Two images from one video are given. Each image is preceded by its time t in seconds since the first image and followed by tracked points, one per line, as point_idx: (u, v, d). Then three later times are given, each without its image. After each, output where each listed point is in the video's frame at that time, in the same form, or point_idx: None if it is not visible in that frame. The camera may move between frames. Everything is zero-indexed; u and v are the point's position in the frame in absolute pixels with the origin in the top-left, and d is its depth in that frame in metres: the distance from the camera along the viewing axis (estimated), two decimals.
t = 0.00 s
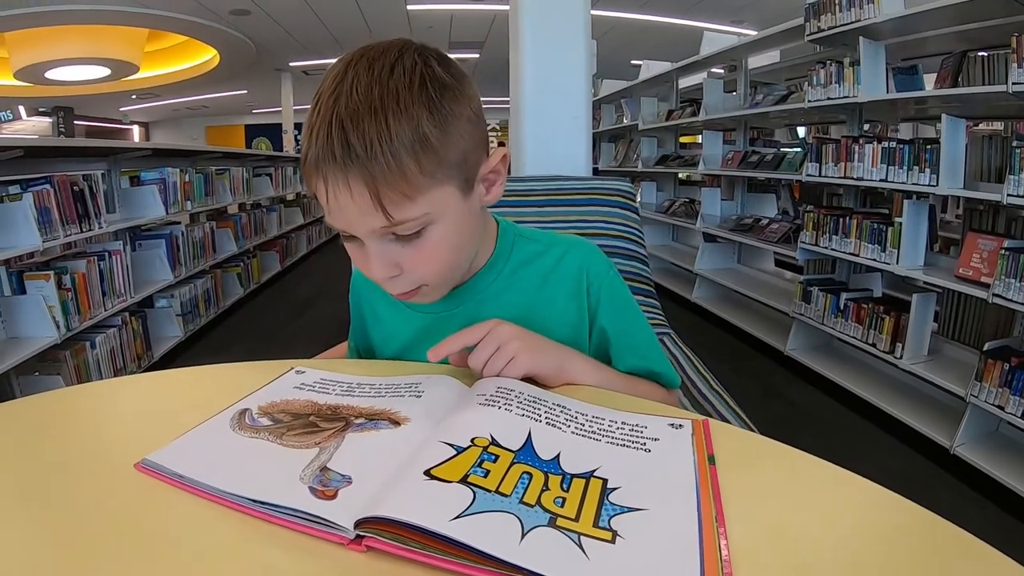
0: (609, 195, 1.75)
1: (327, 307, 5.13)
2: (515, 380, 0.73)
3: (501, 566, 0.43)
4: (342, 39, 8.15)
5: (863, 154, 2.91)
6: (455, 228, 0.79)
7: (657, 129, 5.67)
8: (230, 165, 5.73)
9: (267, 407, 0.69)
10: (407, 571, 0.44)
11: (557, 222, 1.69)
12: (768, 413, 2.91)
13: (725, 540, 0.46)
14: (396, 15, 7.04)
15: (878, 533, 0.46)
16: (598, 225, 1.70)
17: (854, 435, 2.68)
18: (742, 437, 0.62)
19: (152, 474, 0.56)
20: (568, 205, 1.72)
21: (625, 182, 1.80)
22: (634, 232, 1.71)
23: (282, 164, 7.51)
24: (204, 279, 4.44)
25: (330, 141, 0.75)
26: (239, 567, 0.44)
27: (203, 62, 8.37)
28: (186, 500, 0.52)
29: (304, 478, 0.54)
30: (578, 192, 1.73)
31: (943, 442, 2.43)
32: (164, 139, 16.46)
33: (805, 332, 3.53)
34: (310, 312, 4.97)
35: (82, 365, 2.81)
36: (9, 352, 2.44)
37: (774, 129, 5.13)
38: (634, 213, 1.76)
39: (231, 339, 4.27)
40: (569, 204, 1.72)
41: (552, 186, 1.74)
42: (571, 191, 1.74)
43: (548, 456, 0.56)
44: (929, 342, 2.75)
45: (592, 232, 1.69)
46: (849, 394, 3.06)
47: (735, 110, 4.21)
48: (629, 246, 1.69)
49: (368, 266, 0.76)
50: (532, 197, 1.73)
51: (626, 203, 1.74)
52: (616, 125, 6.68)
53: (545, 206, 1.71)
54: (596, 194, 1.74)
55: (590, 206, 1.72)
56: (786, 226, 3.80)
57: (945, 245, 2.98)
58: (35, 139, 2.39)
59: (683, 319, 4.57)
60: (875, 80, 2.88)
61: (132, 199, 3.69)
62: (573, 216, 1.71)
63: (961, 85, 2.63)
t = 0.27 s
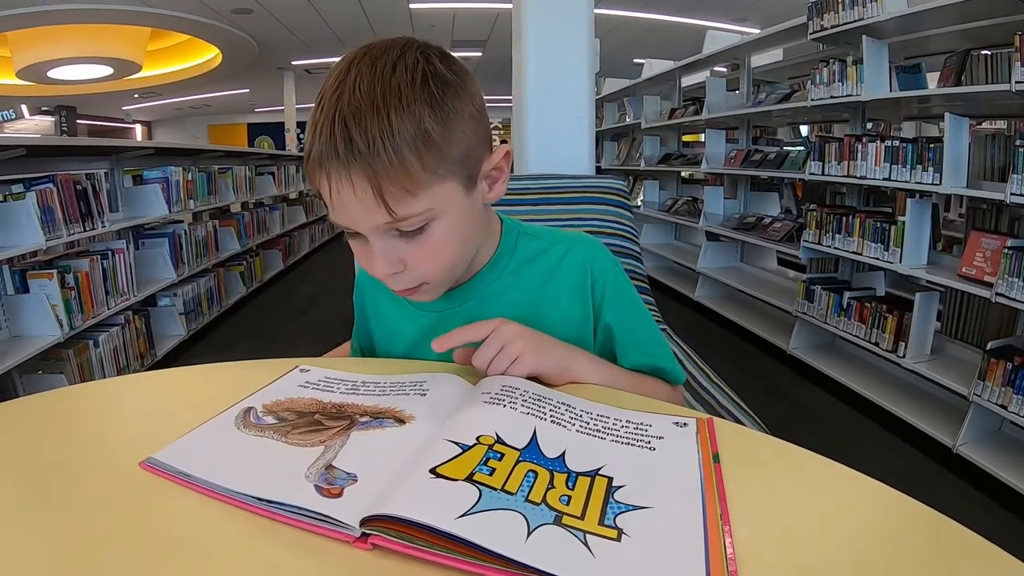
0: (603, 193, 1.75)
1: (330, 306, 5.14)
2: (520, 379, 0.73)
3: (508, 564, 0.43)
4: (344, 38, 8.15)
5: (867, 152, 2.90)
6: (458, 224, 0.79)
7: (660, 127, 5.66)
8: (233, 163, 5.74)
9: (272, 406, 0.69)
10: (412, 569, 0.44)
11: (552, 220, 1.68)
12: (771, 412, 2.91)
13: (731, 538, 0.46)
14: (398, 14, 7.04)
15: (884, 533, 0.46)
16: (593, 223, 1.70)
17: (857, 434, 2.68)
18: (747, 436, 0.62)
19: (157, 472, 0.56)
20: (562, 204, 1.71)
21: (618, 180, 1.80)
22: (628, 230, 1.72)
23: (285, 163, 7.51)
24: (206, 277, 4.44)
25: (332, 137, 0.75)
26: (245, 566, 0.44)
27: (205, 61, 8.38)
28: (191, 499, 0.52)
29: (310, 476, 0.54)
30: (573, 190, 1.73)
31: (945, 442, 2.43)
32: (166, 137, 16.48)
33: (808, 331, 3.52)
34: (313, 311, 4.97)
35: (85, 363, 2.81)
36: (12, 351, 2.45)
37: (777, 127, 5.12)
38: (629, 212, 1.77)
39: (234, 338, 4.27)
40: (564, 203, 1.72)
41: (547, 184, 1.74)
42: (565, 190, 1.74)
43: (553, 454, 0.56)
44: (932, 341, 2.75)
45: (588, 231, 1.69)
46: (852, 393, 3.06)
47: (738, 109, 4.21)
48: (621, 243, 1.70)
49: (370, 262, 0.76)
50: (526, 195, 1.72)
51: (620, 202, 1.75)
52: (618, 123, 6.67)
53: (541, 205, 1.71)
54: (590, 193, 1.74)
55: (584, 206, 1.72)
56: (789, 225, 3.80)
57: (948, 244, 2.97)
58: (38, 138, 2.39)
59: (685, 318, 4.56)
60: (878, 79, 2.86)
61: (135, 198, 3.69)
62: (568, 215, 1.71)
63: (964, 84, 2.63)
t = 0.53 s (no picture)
0: (589, 190, 1.75)
1: (332, 305, 5.14)
2: (520, 378, 0.73)
3: (507, 564, 0.43)
4: (346, 37, 8.14)
5: (869, 151, 2.90)
6: (461, 225, 0.79)
7: (662, 126, 5.66)
8: (235, 162, 5.74)
9: (272, 405, 0.69)
10: (411, 569, 0.44)
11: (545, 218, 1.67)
12: (773, 411, 2.91)
13: (730, 538, 0.46)
14: (400, 13, 7.03)
15: (884, 533, 0.46)
16: (581, 222, 1.69)
17: (860, 434, 2.67)
18: (747, 435, 0.62)
19: (157, 471, 0.56)
20: (552, 203, 1.71)
21: (605, 179, 1.81)
22: (614, 227, 1.70)
23: (287, 162, 7.51)
24: (208, 276, 4.45)
25: (333, 141, 0.75)
26: (242, 565, 0.44)
27: (207, 60, 8.39)
28: (191, 498, 0.52)
29: (309, 475, 0.54)
30: (563, 188, 1.73)
31: (947, 441, 2.42)
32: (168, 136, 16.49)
33: (810, 330, 3.52)
34: (315, 310, 4.97)
35: (87, 362, 2.82)
36: (15, 350, 2.45)
37: (780, 126, 5.12)
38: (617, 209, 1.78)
39: (237, 336, 4.28)
40: (555, 201, 1.71)
41: (536, 183, 1.74)
42: (555, 189, 1.73)
43: (552, 454, 0.56)
44: (934, 341, 2.74)
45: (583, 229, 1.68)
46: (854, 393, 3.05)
47: (740, 108, 4.20)
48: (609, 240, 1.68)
49: (374, 265, 0.76)
50: (519, 194, 1.71)
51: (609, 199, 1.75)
52: (620, 122, 6.67)
53: (533, 203, 1.70)
54: (577, 192, 1.74)
55: (576, 203, 1.72)
56: (791, 224, 3.79)
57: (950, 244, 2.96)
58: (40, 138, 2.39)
59: (687, 317, 4.56)
60: (880, 77, 2.85)
61: (137, 197, 3.69)
62: (559, 214, 1.70)
63: (966, 83, 2.62)
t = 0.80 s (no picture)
0: (579, 190, 1.74)
1: (336, 304, 5.14)
2: (526, 378, 0.73)
3: (511, 564, 0.43)
4: (348, 36, 8.14)
5: (872, 150, 2.89)
6: (469, 225, 0.79)
7: (665, 125, 5.65)
8: (238, 162, 5.75)
9: (276, 404, 0.70)
10: (414, 568, 0.44)
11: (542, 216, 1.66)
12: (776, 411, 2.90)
13: (733, 537, 0.46)
14: (402, 12, 7.04)
15: (886, 531, 0.46)
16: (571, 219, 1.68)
17: (863, 433, 2.67)
18: (750, 434, 0.62)
19: (161, 470, 0.56)
20: (549, 202, 1.70)
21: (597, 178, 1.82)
22: (603, 223, 1.67)
23: (290, 161, 7.52)
24: (212, 276, 4.46)
25: (340, 141, 0.75)
26: (247, 566, 0.44)
27: (210, 60, 8.40)
28: (195, 498, 0.52)
29: (312, 474, 0.54)
30: (559, 188, 1.73)
31: (951, 440, 2.41)
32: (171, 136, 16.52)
33: (813, 329, 3.51)
34: (318, 309, 4.98)
35: (90, 362, 2.83)
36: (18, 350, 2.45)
37: (783, 125, 5.11)
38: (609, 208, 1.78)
39: (240, 336, 4.28)
40: (552, 200, 1.71)
41: (525, 183, 1.74)
42: (551, 188, 1.73)
43: (555, 452, 0.56)
44: (937, 340, 2.74)
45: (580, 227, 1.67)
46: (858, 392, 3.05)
47: (743, 107, 4.19)
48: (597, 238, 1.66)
49: (382, 267, 0.76)
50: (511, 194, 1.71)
51: (601, 198, 1.75)
52: (623, 121, 6.67)
53: (529, 203, 1.70)
54: (565, 190, 1.73)
55: (573, 201, 1.71)
56: (794, 223, 3.78)
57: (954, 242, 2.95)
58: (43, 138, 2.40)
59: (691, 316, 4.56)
60: (883, 77, 2.85)
61: (140, 197, 3.70)
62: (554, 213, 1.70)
63: (970, 81, 2.61)
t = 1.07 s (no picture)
0: (583, 189, 1.74)
1: (339, 304, 5.14)
2: (531, 377, 0.73)
3: (516, 564, 0.43)
4: (351, 36, 8.15)
5: (876, 149, 2.89)
6: (476, 223, 0.79)
7: (669, 125, 5.64)
8: (242, 162, 5.76)
9: (280, 403, 0.70)
10: (419, 567, 0.44)
11: (540, 216, 1.65)
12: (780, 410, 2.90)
13: (737, 537, 0.46)
14: (406, 12, 7.04)
15: (891, 531, 0.46)
16: (575, 219, 1.68)
17: (868, 433, 2.66)
18: (755, 434, 0.61)
19: (165, 470, 0.56)
20: (548, 201, 1.70)
21: (596, 177, 1.81)
22: (606, 223, 1.67)
23: (294, 161, 7.53)
24: (216, 276, 4.47)
25: (346, 141, 0.75)
26: (250, 566, 0.44)
27: (214, 60, 8.42)
28: (199, 497, 0.52)
29: (317, 474, 0.54)
30: (558, 187, 1.72)
31: (955, 440, 2.40)
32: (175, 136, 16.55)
33: (817, 328, 3.51)
34: (321, 309, 4.98)
35: (95, 361, 2.83)
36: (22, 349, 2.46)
37: (786, 124, 5.10)
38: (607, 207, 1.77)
39: (244, 335, 4.29)
40: (551, 199, 1.70)
41: (530, 182, 1.74)
42: (550, 187, 1.73)
43: (560, 452, 0.56)
44: (942, 339, 2.73)
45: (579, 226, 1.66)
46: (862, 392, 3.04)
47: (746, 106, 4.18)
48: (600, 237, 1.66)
49: (389, 268, 0.76)
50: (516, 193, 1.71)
51: (600, 197, 1.75)
52: (627, 120, 6.66)
53: (529, 203, 1.69)
54: (569, 189, 1.73)
55: (573, 200, 1.71)
56: (798, 222, 3.78)
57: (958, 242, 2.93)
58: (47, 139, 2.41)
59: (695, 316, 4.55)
60: (888, 75, 2.83)
61: (144, 197, 3.71)
62: (553, 212, 1.69)
63: (974, 80, 2.60)
